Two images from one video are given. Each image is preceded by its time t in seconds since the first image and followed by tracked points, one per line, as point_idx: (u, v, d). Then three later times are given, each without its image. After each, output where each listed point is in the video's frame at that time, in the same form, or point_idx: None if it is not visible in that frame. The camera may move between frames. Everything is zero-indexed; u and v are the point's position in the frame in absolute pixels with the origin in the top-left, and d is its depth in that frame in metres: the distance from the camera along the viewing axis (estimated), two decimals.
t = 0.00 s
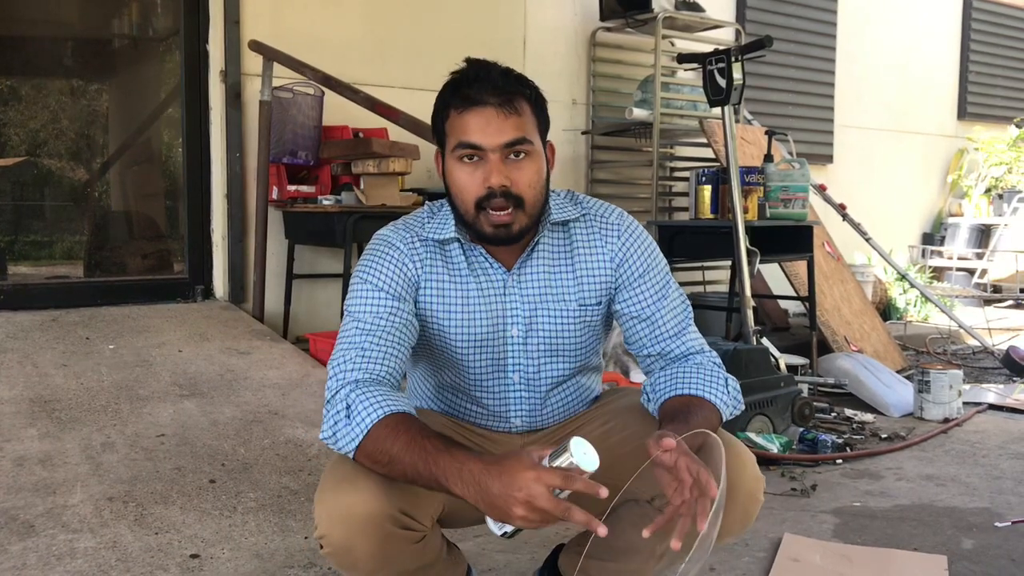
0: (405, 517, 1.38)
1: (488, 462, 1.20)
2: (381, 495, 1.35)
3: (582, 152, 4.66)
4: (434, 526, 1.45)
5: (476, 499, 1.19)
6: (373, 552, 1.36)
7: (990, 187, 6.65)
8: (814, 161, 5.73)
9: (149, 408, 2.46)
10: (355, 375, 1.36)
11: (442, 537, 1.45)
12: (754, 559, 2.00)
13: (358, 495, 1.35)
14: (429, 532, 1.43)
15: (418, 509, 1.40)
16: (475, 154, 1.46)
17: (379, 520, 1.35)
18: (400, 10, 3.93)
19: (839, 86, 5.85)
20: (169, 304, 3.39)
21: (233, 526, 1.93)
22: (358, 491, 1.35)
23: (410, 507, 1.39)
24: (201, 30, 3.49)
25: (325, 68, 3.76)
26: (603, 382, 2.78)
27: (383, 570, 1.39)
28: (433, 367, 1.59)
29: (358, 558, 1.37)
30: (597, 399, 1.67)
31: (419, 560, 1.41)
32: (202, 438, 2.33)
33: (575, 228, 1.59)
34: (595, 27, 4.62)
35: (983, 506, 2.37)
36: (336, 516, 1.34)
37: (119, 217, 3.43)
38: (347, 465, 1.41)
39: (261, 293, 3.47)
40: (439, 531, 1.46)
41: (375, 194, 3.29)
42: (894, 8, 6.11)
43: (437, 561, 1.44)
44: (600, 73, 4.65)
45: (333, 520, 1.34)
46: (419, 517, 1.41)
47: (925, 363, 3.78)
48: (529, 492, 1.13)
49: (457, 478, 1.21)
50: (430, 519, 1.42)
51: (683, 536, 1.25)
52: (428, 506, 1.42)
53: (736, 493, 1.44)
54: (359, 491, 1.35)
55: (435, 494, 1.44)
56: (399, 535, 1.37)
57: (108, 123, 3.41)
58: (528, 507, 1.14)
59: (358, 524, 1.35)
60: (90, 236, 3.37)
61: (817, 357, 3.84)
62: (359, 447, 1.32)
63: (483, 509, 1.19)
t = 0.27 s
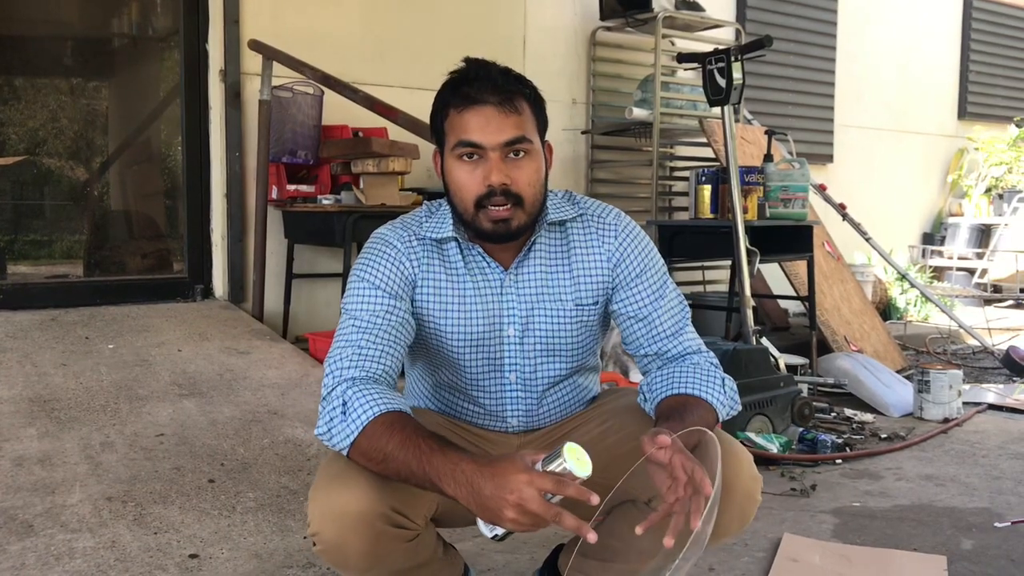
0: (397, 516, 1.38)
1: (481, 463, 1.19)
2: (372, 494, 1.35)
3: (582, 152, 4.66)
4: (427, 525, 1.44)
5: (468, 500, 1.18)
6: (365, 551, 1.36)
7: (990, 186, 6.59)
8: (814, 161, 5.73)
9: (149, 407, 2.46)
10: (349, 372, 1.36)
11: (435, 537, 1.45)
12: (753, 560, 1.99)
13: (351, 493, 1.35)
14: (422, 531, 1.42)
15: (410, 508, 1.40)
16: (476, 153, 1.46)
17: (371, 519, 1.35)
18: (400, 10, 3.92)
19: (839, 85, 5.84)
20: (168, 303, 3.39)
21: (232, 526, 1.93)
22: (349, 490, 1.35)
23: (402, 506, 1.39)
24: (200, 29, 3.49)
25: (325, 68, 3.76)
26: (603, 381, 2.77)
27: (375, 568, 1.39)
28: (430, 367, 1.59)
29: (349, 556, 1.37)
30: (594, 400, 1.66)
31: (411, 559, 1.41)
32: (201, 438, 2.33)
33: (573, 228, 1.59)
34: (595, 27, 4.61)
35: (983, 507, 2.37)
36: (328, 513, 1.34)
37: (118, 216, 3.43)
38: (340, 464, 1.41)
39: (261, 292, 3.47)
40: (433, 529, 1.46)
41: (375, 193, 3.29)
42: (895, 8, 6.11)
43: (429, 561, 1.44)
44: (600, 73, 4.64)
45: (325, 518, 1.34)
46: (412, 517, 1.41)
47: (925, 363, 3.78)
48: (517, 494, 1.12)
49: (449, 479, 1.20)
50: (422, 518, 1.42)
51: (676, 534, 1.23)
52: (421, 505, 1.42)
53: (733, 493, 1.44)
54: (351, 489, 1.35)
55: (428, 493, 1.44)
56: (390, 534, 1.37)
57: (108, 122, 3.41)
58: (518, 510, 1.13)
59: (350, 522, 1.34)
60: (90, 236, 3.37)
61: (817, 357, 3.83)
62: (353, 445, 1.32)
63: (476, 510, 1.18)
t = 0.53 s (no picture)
0: (389, 515, 1.38)
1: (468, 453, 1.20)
2: (364, 493, 1.35)
3: (582, 152, 4.66)
4: (421, 524, 1.44)
5: (456, 494, 1.19)
6: (358, 549, 1.36)
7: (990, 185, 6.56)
8: (814, 161, 5.73)
9: (148, 407, 2.46)
10: (346, 370, 1.36)
11: (429, 536, 1.45)
12: (752, 560, 1.99)
13: (342, 492, 1.35)
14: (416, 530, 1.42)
15: (403, 508, 1.40)
16: (475, 152, 1.46)
17: (363, 518, 1.35)
18: (400, 10, 3.93)
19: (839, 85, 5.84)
20: (168, 303, 3.39)
21: (231, 526, 1.93)
22: (342, 488, 1.35)
23: (395, 506, 1.38)
24: (200, 29, 3.49)
25: (326, 68, 3.76)
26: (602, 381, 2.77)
27: (368, 567, 1.39)
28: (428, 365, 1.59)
29: (342, 555, 1.37)
30: (593, 399, 1.66)
31: (405, 559, 1.41)
32: (201, 437, 2.33)
33: (571, 227, 1.59)
34: (595, 26, 4.61)
35: (982, 507, 2.37)
36: (320, 511, 1.34)
37: (118, 216, 3.43)
38: (334, 462, 1.41)
39: (261, 292, 3.48)
40: (427, 529, 1.46)
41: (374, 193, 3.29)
42: (895, 8, 6.10)
43: (424, 560, 1.44)
44: (599, 73, 4.64)
45: (318, 516, 1.34)
46: (405, 516, 1.40)
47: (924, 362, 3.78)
48: (501, 480, 1.14)
49: (438, 472, 1.20)
50: (416, 517, 1.42)
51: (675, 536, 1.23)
52: (415, 504, 1.42)
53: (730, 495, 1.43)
54: (344, 488, 1.35)
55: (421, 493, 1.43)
56: (383, 533, 1.37)
57: (107, 122, 3.42)
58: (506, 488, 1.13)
59: (342, 521, 1.34)
60: (90, 236, 3.37)
61: (817, 356, 3.83)
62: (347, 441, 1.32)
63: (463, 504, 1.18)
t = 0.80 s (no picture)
0: (389, 514, 1.38)
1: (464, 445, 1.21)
2: (364, 491, 1.35)
3: (583, 152, 4.66)
4: (421, 523, 1.44)
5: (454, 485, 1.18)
6: (358, 548, 1.36)
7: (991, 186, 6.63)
8: (814, 161, 5.73)
9: (150, 408, 2.46)
10: (346, 371, 1.36)
11: (430, 536, 1.45)
12: (754, 559, 1.99)
13: (341, 492, 1.35)
14: (416, 530, 1.42)
15: (403, 507, 1.40)
16: (470, 160, 1.46)
17: (362, 516, 1.35)
18: (400, 10, 3.93)
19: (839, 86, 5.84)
20: (169, 303, 3.39)
21: (233, 526, 1.93)
22: (342, 487, 1.35)
23: (395, 505, 1.38)
24: (201, 30, 3.50)
25: (326, 69, 3.76)
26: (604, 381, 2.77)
27: (369, 566, 1.39)
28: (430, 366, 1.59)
29: (343, 553, 1.37)
30: (596, 400, 1.66)
31: (405, 557, 1.41)
32: (203, 438, 2.33)
33: (571, 227, 1.59)
34: (596, 26, 4.62)
35: (984, 506, 2.37)
36: (320, 510, 1.35)
37: (119, 216, 3.44)
38: (334, 461, 1.41)
39: (262, 293, 3.48)
40: (428, 528, 1.46)
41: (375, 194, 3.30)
42: (895, 8, 6.10)
43: (425, 559, 1.44)
44: (600, 73, 4.64)
45: (318, 515, 1.35)
46: (405, 515, 1.40)
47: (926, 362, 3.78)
48: (490, 474, 1.13)
49: (438, 462, 1.20)
50: (416, 516, 1.42)
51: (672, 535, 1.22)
52: (415, 504, 1.42)
53: (732, 495, 1.44)
54: (345, 487, 1.35)
55: (422, 492, 1.43)
56: (383, 531, 1.37)
57: (108, 123, 3.42)
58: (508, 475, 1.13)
59: (343, 519, 1.34)
60: (91, 236, 3.37)
61: (818, 356, 3.84)
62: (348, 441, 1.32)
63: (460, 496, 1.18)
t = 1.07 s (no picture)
0: (394, 515, 1.38)
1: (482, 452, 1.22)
2: (368, 492, 1.35)
3: (584, 152, 4.66)
4: (426, 524, 1.44)
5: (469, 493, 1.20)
6: (363, 549, 1.36)
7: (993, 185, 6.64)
8: (815, 160, 5.73)
9: (152, 408, 2.46)
10: (350, 371, 1.36)
11: (435, 537, 1.45)
12: (757, 558, 1.99)
13: (345, 493, 1.35)
14: (421, 530, 1.42)
15: (408, 508, 1.40)
16: (468, 154, 1.46)
17: (367, 517, 1.35)
18: (401, 11, 3.93)
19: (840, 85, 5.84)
20: (172, 304, 3.40)
21: (237, 527, 1.93)
22: (347, 487, 1.35)
23: (399, 506, 1.38)
24: (203, 31, 3.50)
25: (327, 69, 3.76)
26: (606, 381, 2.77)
27: (373, 567, 1.39)
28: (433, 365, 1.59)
29: (347, 554, 1.37)
30: (598, 399, 1.66)
31: (410, 558, 1.41)
32: (205, 438, 2.33)
33: (574, 227, 1.59)
34: (597, 26, 4.62)
35: (987, 505, 2.37)
36: (325, 511, 1.34)
37: (121, 217, 3.43)
38: (338, 462, 1.41)
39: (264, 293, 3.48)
40: (433, 528, 1.46)
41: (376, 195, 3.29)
42: (895, 8, 6.10)
43: (429, 560, 1.44)
44: (601, 73, 4.64)
45: (323, 516, 1.35)
46: (409, 516, 1.40)
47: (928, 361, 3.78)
48: (510, 485, 1.15)
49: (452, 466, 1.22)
50: (421, 517, 1.42)
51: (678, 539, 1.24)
52: (420, 504, 1.42)
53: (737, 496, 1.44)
54: (350, 488, 1.35)
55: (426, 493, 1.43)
56: (388, 532, 1.37)
57: (110, 124, 3.41)
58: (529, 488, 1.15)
59: (348, 520, 1.34)
60: (93, 237, 3.37)
61: (820, 355, 3.83)
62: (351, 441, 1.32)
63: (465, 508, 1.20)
